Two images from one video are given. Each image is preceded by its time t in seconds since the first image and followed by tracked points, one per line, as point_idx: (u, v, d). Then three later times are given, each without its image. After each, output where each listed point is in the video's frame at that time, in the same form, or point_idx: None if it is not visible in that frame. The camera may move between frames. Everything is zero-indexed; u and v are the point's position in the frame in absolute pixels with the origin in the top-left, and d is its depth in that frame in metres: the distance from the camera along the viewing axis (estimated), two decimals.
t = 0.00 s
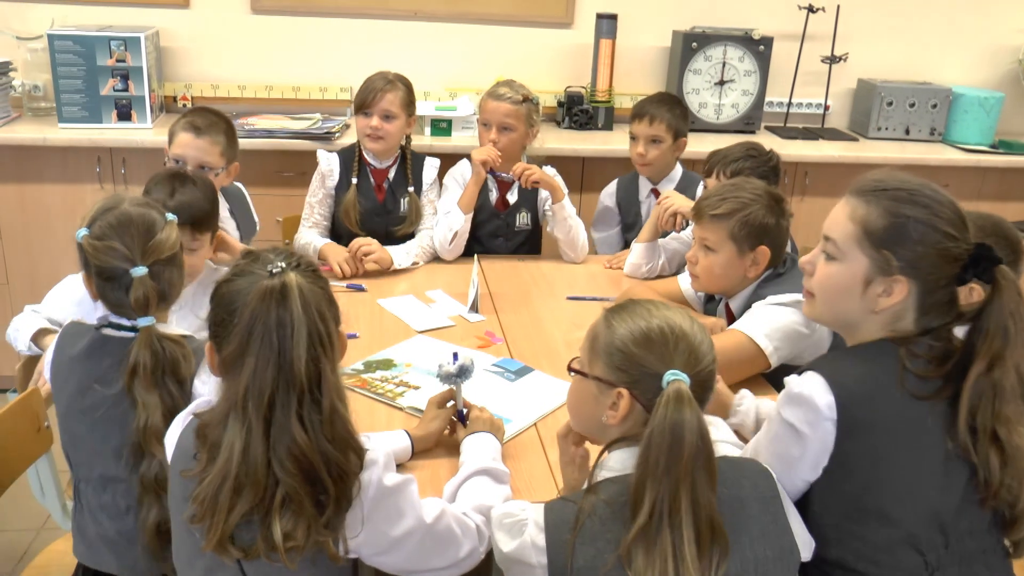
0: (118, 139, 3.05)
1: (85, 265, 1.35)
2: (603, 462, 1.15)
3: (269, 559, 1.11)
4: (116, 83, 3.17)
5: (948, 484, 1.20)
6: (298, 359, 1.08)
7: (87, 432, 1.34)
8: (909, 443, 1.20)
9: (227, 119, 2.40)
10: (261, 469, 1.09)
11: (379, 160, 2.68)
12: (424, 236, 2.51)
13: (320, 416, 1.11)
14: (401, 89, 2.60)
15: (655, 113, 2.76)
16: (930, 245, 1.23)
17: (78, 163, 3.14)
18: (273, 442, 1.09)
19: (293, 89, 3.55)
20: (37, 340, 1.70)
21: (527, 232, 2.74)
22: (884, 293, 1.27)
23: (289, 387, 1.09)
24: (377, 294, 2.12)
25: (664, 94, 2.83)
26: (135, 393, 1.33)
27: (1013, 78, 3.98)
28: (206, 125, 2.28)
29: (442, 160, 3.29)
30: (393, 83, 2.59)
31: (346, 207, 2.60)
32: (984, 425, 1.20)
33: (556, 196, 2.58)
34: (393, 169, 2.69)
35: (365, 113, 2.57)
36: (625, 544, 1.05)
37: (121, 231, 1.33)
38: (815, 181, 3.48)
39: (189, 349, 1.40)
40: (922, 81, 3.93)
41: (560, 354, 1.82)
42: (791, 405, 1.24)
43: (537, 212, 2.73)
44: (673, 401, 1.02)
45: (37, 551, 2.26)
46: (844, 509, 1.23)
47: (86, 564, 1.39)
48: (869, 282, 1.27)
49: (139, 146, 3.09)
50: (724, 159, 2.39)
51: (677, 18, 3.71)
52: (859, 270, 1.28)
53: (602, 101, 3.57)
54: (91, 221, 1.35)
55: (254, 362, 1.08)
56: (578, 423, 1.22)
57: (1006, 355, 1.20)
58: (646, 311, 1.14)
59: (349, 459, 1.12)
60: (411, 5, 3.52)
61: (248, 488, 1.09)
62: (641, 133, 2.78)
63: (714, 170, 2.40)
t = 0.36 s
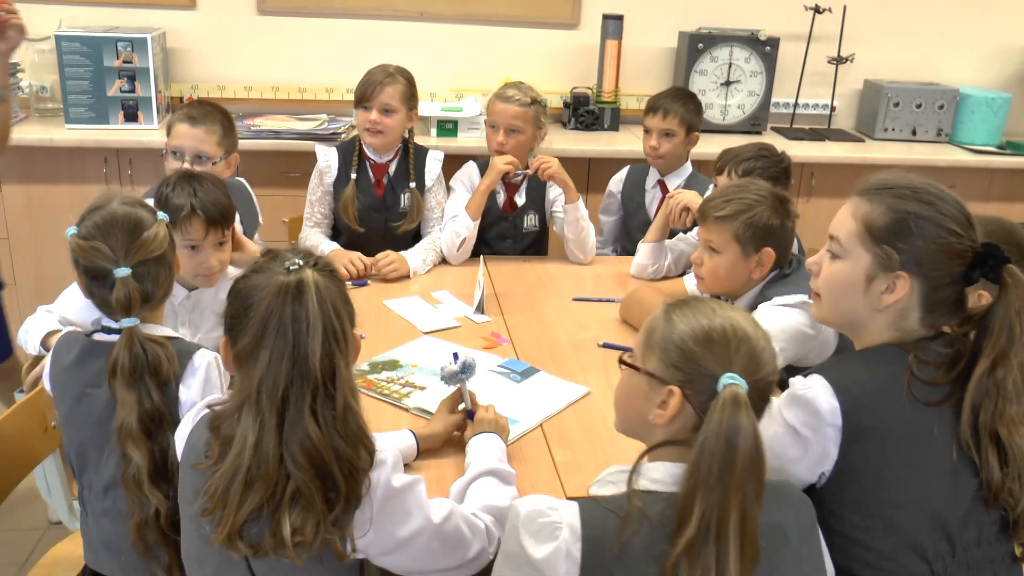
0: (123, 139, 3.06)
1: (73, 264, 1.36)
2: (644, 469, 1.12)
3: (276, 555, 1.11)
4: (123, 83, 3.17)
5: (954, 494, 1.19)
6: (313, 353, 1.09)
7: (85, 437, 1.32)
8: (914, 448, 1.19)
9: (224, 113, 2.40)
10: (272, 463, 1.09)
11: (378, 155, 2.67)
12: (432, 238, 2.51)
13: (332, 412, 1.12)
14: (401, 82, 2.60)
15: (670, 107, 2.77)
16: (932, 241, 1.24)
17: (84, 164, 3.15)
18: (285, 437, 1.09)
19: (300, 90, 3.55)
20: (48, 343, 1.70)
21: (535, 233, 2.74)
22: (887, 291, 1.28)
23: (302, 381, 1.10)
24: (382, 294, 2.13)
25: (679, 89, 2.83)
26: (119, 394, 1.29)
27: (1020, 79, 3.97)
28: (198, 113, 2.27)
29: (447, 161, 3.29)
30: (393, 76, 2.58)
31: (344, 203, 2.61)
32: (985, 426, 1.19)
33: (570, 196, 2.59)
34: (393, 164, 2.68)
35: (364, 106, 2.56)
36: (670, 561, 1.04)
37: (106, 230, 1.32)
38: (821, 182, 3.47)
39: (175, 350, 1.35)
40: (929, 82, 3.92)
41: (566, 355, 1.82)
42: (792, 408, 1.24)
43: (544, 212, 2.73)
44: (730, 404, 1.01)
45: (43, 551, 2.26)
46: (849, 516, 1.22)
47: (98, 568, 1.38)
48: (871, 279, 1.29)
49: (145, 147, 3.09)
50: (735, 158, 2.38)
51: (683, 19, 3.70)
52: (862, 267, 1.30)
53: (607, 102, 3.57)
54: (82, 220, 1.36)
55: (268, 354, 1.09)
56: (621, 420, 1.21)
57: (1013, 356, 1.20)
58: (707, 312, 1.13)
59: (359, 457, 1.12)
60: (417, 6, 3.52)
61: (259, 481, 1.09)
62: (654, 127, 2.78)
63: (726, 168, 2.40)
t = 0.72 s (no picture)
0: (130, 141, 3.06)
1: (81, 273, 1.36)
2: (663, 488, 1.11)
3: (283, 549, 1.11)
4: (130, 85, 3.18)
5: (947, 490, 1.18)
6: (324, 350, 1.09)
7: (99, 443, 1.32)
8: (907, 445, 1.18)
9: (239, 112, 2.40)
10: (281, 458, 1.09)
11: (379, 157, 2.67)
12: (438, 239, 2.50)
13: (341, 408, 1.12)
14: (398, 82, 2.60)
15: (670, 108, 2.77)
16: (913, 230, 1.28)
17: (92, 165, 3.16)
18: (295, 432, 1.10)
19: (306, 91, 3.56)
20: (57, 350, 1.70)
21: (542, 234, 2.75)
22: (870, 282, 1.31)
23: (313, 377, 1.10)
24: (389, 295, 2.13)
25: (680, 90, 2.82)
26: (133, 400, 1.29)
27: None
28: (211, 111, 2.29)
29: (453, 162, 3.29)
30: (390, 77, 2.58)
31: (345, 206, 2.62)
32: (979, 415, 1.19)
33: (570, 199, 2.56)
34: (394, 166, 2.68)
35: (362, 108, 2.57)
36: None
37: (113, 238, 1.32)
38: (828, 183, 3.46)
39: (189, 356, 1.35)
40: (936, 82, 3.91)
41: (573, 357, 1.81)
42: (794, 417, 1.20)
43: (551, 214, 2.75)
44: (759, 417, 1.01)
45: (50, 552, 2.27)
46: (840, 514, 1.22)
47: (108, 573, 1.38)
48: (855, 271, 1.32)
49: (152, 149, 3.10)
50: (744, 158, 2.38)
51: (689, 19, 3.70)
52: (845, 260, 1.33)
53: (613, 103, 3.57)
54: (87, 229, 1.36)
55: (279, 350, 1.09)
56: (644, 434, 1.20)
57: (999, 343, 1.20)
58: (737, 324, 1.12)
59: (368, 454, 1.12)
60: (424, 8, 3.53)
61: (269, 476, 1.09)
62: (655, 128, 2.79)
63: (734, 168, 2.39)
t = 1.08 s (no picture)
0: (136, 142, 3.07)
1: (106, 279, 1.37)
2: (660, 486, 1.11)
3: (292, 558, 1.11)
4: (136, 87, 3.19)
5: (946, 491, 1.18)
6: (333, 363, 1.09)
7: (116, 445, 1.31)
8: (908, 446, 1.18)
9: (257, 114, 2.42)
10: (291, 469, 1.09)
11: (390, 162, 2.67)
12: (443, 240, 2.50)
13: (349, 419, 1.12)
14: (409, 93, 2.60)
15: (674, 109, 2.78)
16: (905, 230, 1.27)
17: (98, 166, 3.17)
18: (304, 442, 1.10)
19: (311, 92, 3.57)
20: (71, 352, 1.69)
21: (547, 235, 2.75)
22: (864, 283, 1.30)
23: (322, 390, 1.09)
24: (393, 297, 2.13)
25: (684, 91, 2.84)
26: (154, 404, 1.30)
27: None
28: (225, 112, 2.31)
29: (457, 163, 3.29)
30: (401, 87, 2.58)
31: (358, 209, 2.62)
32: (974, 415, 1.18)
33: (578, 199, 2.55)
34: (403, 171, 2.68)
35: (373, 118, 2.57)
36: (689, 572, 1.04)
37: (140, 246, 1.34)
38: (833, 184, 3.45)
39: (214, 362, 1.38)
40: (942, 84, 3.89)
41: (577, 358, 1.81)
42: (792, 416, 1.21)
43: (557, 215, 2.74)
44: (740, 417, 1.01)
45: (56, 551, 2.28)
46: (840, 516, 1.21)
47: None
48: (848, 271, 1.32)
49: (158, 150, 3.11)
50: (750, 155, 2.37)
51: (694, 21, 3.69)
52: (839, 261, 1.33)
53: (618, 104, 3.57)
54: (112, 237, 1.38)
55: (289, 364, 1.09)
56: (640, 428, 1.20)
57: (995, 342, 1.19)
58: (730, 323, 1.12)
59: (376, 463, 1.12)
60: (428, 9, 3.53)
61: (280, 488, 1.09)
62: (659, 128, 2.79)
63: (740, 164, 2.38)
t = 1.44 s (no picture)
0: (129, 142, 3.07)
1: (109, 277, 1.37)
2: (642, 484, 1.11)
3: (278, 562, 1.10)
4: (129, 87, 3.19)
5: (938, 491, 1.18)
6: (315, 365, 1.09)
7: (110, 445, 1.31)
8: (898, 448, 1.18)
9: (245, 121, 2.42)
10: (275, 471, 1.09)
11: (384, 163, 2.68)
12: (437, 241, 2.50)
13: (334, 421, 1.11)
14: (406, 94, 2.61)
15: (659, 111, 2.75)
16: (895, 232, 1.27)
17: (92, 167, 3.17)
18: (288, 445, 1.09)
19: (305, 92, 3.57)
20: (70, 356, 1.66)
21: (541, 235, 2.75)
22: (854, 285, 1.31)
23: (305, 392, 1.09)
24: (387, 298, 2.12)
25: (671, 93, 2.81)
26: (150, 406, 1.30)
27: None
28: (217, 118, 2.31)
29: (451, 163, 3.30)
30: (398, 88, 2.59)
31: (353, 207, 2.62)
32: (964, 416, 1.19)
33: (571, 199, 2.56)
34: (398, 171, 2.69)
35: (370, 119, 2.58)
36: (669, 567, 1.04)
37: (146, 245, 1.34)
38: (826, 185, 3.46)
39: (213, 365, 1.38)
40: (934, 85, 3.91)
41: (571, 359, 1.82)
42: (781, 410, 1.22)
43: (550, 216, 2.74)
44: (720, 414, 1.01)
45: (48, 553, 2.27)
46: (833, 516, 1.21)
47: None
48: (839, 273, 1.32)
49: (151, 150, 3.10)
50: (735, 151, 2.37)
51: (688, 22, 3.70)
52: (830, 263, 1.33)
53: (612, 105, 3.57)
54: (118, 235, 1.38)
55: (272, 365, 1.09)
56: (624, 425, 1.21)
57: (984, 343, 1.20)
58: (715, 322, 1.12)
59: (362, 467, 1.12)
60: (422, 10, 3.53)
61: (263, 491, 1.08)
62: (644, 131, 2.77)
63: (725, 162, 2.38)
